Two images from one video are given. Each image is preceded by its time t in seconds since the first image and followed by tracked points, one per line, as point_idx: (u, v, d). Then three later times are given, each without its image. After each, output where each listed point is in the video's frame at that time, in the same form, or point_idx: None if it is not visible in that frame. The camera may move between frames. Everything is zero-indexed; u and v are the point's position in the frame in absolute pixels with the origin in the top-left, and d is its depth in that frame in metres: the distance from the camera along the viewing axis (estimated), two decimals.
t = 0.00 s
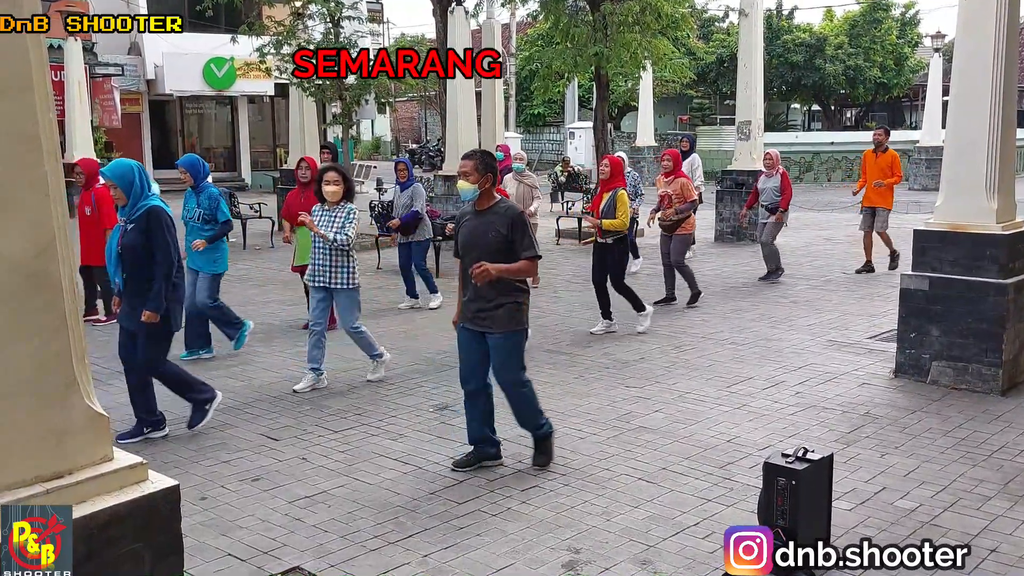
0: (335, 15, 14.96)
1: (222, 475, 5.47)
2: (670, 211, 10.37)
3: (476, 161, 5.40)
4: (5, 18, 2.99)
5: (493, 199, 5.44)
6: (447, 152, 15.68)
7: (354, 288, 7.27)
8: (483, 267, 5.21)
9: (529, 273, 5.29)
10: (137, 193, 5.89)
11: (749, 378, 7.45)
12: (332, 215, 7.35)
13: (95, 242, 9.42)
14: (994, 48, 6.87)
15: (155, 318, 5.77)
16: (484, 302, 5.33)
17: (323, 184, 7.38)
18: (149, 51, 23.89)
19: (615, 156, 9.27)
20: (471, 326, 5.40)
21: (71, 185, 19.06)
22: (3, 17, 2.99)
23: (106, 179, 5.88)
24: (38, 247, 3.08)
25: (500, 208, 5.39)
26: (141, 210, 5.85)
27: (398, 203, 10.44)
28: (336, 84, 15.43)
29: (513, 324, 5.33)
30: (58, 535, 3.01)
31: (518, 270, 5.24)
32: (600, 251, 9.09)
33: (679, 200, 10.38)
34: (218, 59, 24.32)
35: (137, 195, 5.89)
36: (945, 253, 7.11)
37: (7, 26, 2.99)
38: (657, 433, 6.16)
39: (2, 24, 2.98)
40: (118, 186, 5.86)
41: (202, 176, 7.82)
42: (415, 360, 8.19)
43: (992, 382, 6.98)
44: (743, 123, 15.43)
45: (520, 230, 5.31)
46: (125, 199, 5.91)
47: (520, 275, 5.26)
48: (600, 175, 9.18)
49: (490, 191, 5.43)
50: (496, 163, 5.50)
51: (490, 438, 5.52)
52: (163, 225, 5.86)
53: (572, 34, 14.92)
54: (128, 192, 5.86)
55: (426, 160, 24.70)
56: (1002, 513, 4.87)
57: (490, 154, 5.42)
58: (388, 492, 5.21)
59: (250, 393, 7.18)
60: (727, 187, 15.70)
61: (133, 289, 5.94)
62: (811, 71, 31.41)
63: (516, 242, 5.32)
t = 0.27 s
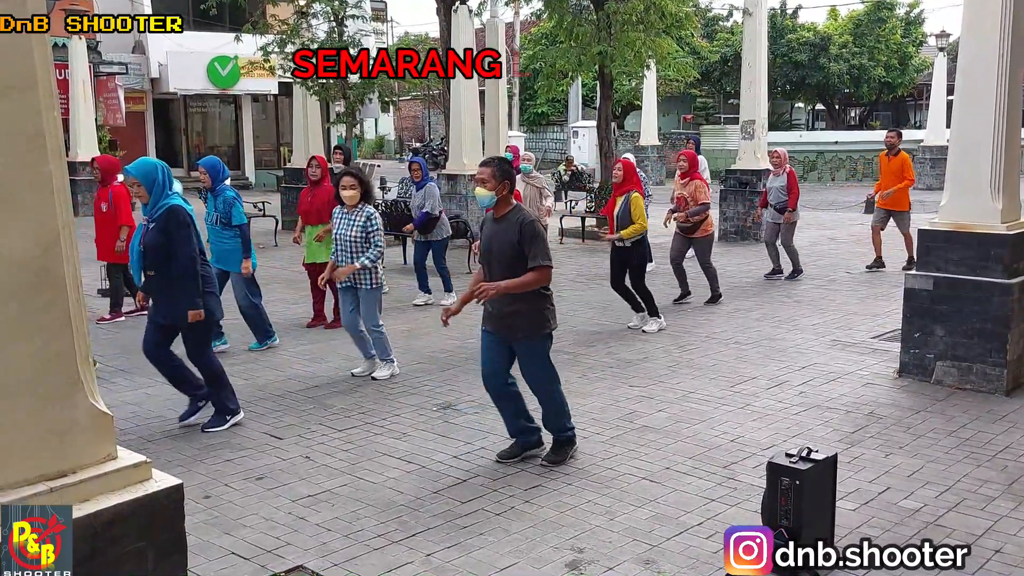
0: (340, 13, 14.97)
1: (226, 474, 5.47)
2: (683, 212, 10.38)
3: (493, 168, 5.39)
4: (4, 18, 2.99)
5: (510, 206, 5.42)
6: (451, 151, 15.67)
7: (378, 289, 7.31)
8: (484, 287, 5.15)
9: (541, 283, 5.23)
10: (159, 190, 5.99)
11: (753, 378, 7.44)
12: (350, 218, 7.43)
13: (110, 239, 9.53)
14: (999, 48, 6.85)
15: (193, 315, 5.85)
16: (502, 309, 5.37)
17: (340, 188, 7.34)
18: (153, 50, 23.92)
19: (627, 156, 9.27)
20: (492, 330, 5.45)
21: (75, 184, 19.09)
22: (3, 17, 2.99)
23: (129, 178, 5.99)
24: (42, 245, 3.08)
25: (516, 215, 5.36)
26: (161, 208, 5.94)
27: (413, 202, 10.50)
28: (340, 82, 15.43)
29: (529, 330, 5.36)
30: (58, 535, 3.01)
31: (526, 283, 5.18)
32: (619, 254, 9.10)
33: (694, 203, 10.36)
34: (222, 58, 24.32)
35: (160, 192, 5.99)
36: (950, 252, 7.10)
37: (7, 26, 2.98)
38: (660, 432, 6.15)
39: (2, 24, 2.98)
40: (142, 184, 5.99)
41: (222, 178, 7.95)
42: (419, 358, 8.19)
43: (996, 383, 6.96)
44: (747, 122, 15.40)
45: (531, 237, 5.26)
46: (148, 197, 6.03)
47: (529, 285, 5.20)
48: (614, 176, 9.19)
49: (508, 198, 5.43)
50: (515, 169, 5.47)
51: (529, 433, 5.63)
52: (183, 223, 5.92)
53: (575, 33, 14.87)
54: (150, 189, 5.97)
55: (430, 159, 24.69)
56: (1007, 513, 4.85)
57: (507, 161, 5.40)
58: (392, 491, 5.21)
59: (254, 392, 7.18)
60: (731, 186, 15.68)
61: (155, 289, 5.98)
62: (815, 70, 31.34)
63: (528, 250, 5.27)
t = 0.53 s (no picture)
0: (342, 14, 14.97)
1: (229, 475, 5.47)
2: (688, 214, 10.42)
3: (499, 163, 5.36)
4: (4, 18, 2.98)
5: (516, 199, 5.42)
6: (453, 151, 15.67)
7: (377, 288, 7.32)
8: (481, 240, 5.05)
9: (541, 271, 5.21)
10: (173, 191, 6.06)
11: (756, 378, 7.43)
12: (355, 218, 7.37)
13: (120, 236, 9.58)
14: (1002, 46, 6.84)
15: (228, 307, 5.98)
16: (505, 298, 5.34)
17: (341, 187, 7.33)
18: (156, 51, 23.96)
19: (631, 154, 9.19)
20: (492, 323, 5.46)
21: (78, 185, 19.12)
22: (3, 17, 2.98)
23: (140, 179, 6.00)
24: (44, 245, 3.08)
25: (523, 208, 5.36)
26: (176, 208, 5.99)
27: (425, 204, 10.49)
28: (343, 83, 15.44)
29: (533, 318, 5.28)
30: (58, 535, 2.99)
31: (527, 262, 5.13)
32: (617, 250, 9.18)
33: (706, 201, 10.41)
34: (224, 59, 24.35)
35: (172, 193, 6.06)
36: (953, 251, 7.08)
37: (6, 26, 2.98)
38: (664, 432, 6.14)
39: (2, 24, 2.97)
40: (154, 185, 6.03)
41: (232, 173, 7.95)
42: (421, 359, 8.18)
43: (1000, 381, 6.94)
44: (750, 121, 15.38)
45: (535, 232, 5.26)
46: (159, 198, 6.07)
47: (531, 271, 5.17)
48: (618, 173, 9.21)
49: (514, 191, 5.42)
50: (520, 164, 5.44)
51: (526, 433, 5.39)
52: (200, 222, 5.99)
53: (578, 33, 14.84)
54: (163, 190, 6.03)
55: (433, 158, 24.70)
56: (1011, 513, 4.84)
57: (513, 156, 5.36)
58: (394, 492, 5.20)
59: (257, 393, 7.18)
60: (733, 186, 15.69)
61: (172, 290, 5.98)
62: (817, 69, 31.31)
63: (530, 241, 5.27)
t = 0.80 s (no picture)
0: (344, 14, 14.96)
1: (231, 475, 5.47)
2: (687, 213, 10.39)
3: (501, 174, 5.33)
4: (4, 18, 2.98)
5: (518, 211, 5.40)
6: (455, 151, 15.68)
7: (379, 288, 7.25)
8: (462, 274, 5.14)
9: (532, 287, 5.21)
10: (170, 190, 5.98)
11: (757, 377, 7.43)
12: (352, 220, 7.38)
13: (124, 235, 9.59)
14: (1002, 47, 6.83)
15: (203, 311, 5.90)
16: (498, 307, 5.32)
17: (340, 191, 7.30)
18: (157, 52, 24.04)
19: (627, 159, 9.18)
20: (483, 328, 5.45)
21: (80, 185, 19.13)
22: (3, 17, 2.98)
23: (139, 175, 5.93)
24: (46, 245, 3.09)
25: (524, 221, 5.34)
26: (171, 207, 5.92)
27: (427, 203, 10.42)
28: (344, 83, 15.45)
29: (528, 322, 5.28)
30: (58, 535, 2.99)
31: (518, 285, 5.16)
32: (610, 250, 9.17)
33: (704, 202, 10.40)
34: (226, 59, 24.35)
35: (170, 191, 5.99)
36: (954, 251, 7.08)
37: (7, 26, 2.98)
38: (666, 432, 6.14)
39: (2, 24, 2.97)
40: (152, 182, 5.95)
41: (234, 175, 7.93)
42: (422, 359, 8.18)
43: (1001, 381, 6.94)
44: (752, 121, 15.36)
45: (531, 244, 5.25)
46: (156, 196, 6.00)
47: (519, 291, 5.18)
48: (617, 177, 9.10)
49: (516, 204, 5.39)
50: (523, 174, 5.41)
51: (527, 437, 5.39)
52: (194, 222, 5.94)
53: (579, 33, 14.78)
54: (161, 188, 5.95)
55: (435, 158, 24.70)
56: (1011, 512, 4.84)
57: (515, 167, 5.33)
58: (396, 492, 5.20)
59: (259, 392, 7.19)
60: (734, 185, 15.69)
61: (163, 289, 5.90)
62: (819, 69, 31.29)
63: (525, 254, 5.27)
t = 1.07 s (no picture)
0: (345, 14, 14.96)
1: (232, 475, 5.47)
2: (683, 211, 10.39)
3: (492, 165, 5.35)
4: (4, 19, 2.98)
5: (510, 202, 5.44)
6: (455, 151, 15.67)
7: (370, 286, 7.23)
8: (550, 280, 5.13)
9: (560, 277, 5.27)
10: (166, 190, 5.96)
11: (758, 377, 7.43)
12: (345, 215, 7.39)
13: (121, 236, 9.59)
14: (1004, 45, 6.83)
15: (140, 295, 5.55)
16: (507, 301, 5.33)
17: (334, 187, 7.36)
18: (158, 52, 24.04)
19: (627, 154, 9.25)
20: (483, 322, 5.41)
21: (81, 185, 19.14)
22: (3, 17, 2.98)
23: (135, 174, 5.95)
24: (47, 244, 3.09)
25: (519, 212, 5.38)
26: (167, 208, 5.92)
27: (426, 204, 10.44)
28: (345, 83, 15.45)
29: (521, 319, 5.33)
30: (58, 535, 2.99)
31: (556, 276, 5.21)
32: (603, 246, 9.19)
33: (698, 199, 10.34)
34: (227, 59, 24.37)
35: (165, 191, 5.95)
36: (956, 250, 7.07)
37: (7, 27, 2.98)
38: (667, 431, 6.14)
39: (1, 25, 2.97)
40: (147, 182, 5.91)
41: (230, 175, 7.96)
42: (423, 358, 8.18)
43: (1003, 381, 6.94)
44: (753, 121, 15.36)
45: (539, 232, 5.31)
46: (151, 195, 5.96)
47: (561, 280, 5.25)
48: (614, 173, 9.23)
49: (507, 194, 5.43)
50: (511, 166, 5.46)
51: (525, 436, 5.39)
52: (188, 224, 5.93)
53: (580, 32, 14.79)
54: (156, 187, 5.91)
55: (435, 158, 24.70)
56: (1013, 511, 4.83)
57: (506, 158, 5.37)
58: (398, 492, 5.20)
59: (259, 392, 7.19)
60: (735, 185, 15.63)
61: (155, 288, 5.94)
62: (820, 68, 31.28)
63: (538, 245, 5.32)
